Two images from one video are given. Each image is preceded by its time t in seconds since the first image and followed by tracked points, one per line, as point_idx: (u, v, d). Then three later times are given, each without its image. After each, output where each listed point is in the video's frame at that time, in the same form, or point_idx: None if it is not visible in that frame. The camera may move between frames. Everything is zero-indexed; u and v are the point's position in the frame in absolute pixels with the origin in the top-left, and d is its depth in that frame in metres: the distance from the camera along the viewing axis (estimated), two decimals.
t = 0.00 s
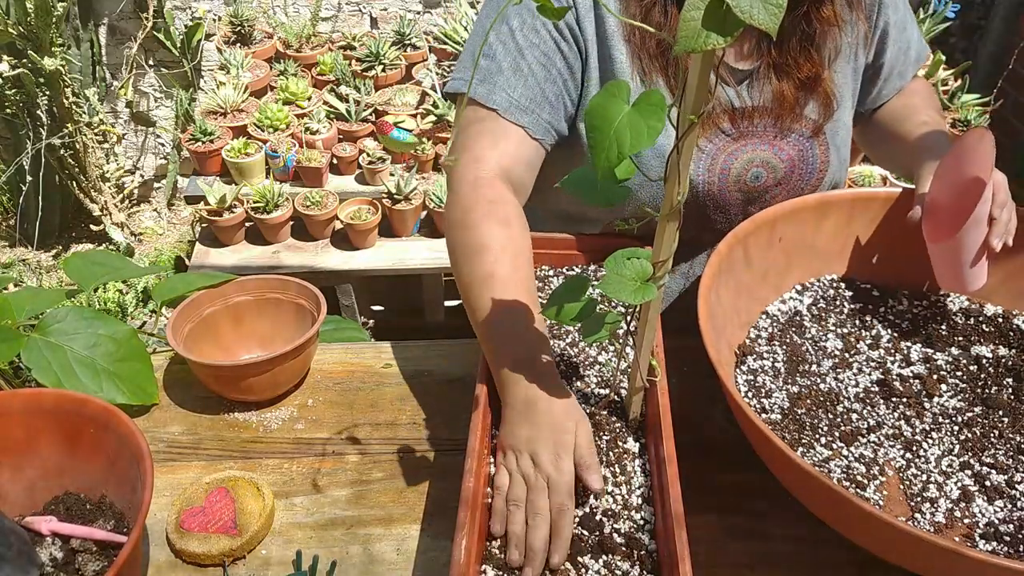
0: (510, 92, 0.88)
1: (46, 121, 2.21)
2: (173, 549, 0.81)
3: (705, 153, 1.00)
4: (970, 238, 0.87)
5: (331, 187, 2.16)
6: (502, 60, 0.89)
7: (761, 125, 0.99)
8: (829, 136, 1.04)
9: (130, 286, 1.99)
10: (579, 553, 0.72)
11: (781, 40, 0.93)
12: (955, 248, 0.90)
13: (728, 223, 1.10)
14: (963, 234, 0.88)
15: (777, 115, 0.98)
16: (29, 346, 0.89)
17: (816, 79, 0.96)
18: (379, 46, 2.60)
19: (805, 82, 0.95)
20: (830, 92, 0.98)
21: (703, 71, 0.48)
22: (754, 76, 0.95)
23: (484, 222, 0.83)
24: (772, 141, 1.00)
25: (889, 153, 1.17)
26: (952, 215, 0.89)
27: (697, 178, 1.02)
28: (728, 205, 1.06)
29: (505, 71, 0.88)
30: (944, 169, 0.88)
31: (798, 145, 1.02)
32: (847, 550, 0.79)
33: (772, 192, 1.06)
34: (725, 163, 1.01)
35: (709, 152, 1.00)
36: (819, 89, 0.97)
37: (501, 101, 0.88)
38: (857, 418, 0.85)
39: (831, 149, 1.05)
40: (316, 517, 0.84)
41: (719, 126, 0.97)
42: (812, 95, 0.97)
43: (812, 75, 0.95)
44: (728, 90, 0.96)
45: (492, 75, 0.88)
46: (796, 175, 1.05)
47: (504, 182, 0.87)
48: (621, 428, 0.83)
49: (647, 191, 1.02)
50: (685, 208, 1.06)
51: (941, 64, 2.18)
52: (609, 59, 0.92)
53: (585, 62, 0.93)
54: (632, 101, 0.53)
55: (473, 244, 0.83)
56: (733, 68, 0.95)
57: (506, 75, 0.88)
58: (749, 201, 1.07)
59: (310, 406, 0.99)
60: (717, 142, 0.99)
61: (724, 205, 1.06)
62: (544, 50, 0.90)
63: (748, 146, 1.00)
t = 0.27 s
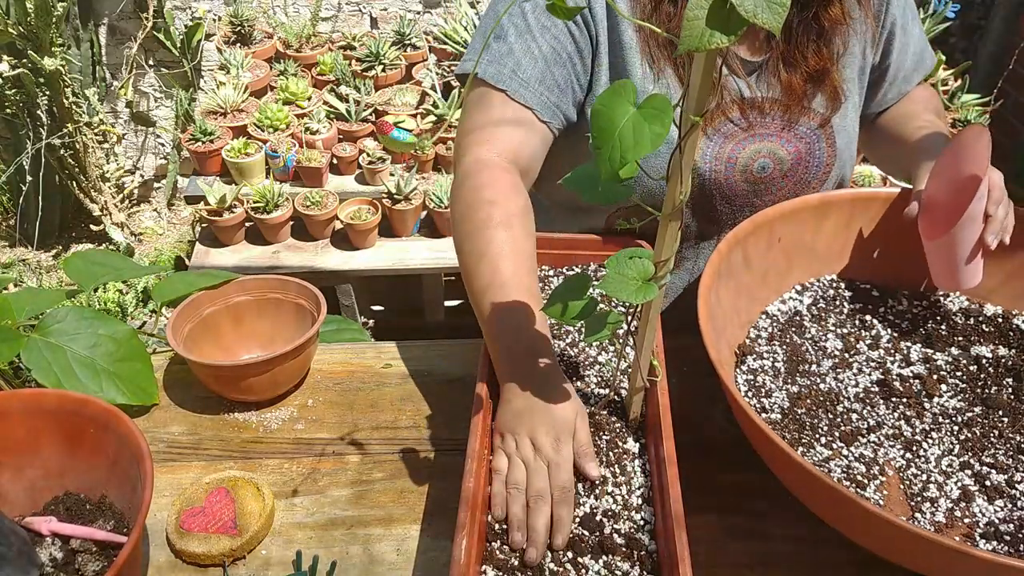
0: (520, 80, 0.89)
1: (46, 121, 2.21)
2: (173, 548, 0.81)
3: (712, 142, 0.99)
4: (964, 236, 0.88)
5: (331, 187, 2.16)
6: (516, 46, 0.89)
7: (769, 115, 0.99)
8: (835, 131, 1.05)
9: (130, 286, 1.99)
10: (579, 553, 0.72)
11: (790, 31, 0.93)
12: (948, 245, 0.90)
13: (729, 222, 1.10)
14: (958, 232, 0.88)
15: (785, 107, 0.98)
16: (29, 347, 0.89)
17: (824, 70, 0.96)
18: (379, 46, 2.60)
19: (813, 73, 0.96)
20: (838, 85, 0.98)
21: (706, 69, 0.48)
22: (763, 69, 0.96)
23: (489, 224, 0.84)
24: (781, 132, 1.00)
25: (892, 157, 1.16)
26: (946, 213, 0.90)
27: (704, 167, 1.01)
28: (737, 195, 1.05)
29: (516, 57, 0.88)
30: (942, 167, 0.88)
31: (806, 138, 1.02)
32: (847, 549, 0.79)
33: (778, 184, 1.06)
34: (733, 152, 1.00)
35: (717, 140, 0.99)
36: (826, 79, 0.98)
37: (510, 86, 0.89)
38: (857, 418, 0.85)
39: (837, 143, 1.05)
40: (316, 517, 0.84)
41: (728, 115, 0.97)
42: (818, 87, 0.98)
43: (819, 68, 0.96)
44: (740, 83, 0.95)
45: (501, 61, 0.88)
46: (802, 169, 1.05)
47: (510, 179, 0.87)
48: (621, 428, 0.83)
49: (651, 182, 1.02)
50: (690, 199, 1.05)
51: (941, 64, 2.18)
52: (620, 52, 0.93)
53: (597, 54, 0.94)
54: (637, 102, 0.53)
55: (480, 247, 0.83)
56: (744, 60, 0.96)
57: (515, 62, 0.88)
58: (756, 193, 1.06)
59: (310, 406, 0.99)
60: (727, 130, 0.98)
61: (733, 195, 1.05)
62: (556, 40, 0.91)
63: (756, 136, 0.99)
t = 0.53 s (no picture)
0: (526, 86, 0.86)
1: (46, 121, 2.20)
2: (173, 548, 0.81)
3: (709, 153, 1.00)
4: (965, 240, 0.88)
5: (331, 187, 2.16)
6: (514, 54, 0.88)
7: (764, 123, 0.99)
8: (832, 135, 1.05)
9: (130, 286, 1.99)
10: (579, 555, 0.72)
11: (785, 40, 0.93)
12: (949, 250, 0.90)
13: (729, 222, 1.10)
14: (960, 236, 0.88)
15: (780, 113, 0.98)
16: (30, 347, 0.89)
17: (820, 76, 0.96)
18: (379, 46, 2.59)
19: (809, 79, 0.96)
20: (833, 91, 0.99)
21: (704, 72, 0.48)
22: (757, 78, 0.96)
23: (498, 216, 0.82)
24: (775, 140, 1.01)
25: (893, 152, 1.16)
26: (947, 217, 0.90)
27: (702, 178, 1.03)
28: (734, 203, 1.07)
29: (517, 67, 0.87)
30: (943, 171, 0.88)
31: (801, 143, 1.03)
32: (847, 549, 0.79)
33: (775, 190, 1.07)
34: (729, 163, 1.02)
35: (714, 151, 1.00)
36: (822, 85, 0.98)
37: (525, 102, 0.86)
38: (858, 418, 0.85)
39: (836, 149, 1.06)
40: (316, 517, 0.84)
41: (723, 126, 0.98)
42: (814, 92, 0.98)
43: (815, 74, 0.96)
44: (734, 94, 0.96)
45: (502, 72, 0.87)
46: (799, 172, 1.06)
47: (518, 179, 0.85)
48: (621, 428, 0.83)
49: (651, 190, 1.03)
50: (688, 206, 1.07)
51: (941, 64, 2.18)
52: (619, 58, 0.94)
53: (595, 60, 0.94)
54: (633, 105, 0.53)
55: (488, 237, 0.82)
56: (739, 71, 0.95)
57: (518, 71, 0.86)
58: (754, 199, 1.08)
59: (310, 406, 0.99)
60: (722, 141, 1.00)
61: (730, 202, 1.07)
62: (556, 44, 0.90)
63: (751, 145, 1.01)
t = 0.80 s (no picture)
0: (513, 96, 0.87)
1: (45, 120, 2.20)
2: (172, 550, 0.81)
3: (707, 153, 1.01)
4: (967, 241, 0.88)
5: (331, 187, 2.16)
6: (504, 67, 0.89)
7: (760, 125, 0.99)
8: (828, 132, 1.05)
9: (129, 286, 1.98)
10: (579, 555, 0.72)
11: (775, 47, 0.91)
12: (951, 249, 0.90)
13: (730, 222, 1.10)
14: (962, 236, 0.88)
15: (776, 117, 0.98)
16: (28, 347, 0.89)
17: (814, 81, 0.94)
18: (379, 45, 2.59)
19: (803, 85, 0.94)
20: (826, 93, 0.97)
21: (705, 71, 0.48)
22: (750, 77, 0.96)
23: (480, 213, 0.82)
24: (772, 141, 1.01)
25: (885, 148, 1.16)
26: (949, 217, 0.90)
27: (702, 180, 1.03)
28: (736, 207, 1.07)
29: (506, 78, 0.88)
30: (946, 170, 0.88)
31: (799, 142, 1.02)
32: (848, 550, 0.79)
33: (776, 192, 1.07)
34: (728, 165, 1.02)
35: (711, 154, 1.01)
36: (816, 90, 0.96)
37: (503, 110, 0.87)
38: (858, 418, 0.85)
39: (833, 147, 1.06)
40: (316, 518, 0.84)
41: (719, 127, 0.98)
42: (808, 96, 0.96)
43: (809, 80, 0.94)
44: (726, 93, 0.97)
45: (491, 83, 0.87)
46: (797, 172, 1.05)
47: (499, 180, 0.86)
48: (622, 429, 0.83)
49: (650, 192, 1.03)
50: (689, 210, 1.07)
51: (942, 63, 2.18)
52: (610, 68, 0.93)
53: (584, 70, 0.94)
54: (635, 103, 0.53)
55: (470, 234, 0.81)
56: (732, 71, 0.95)
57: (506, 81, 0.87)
58: (756, 202, 1.07)
59: (309, 407, 0.99)
60: (718, 144, 1.00)
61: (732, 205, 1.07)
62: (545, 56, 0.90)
63: (748, 146, 1.01)
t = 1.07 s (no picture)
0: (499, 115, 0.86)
1: (47, 121, 2.21)
2: (173, 549, 0.81)
3: (697, 162, 1.01)
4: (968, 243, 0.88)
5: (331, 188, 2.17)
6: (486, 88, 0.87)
7: (743, 132, 0.99)
8: (817, 135, 1.05)
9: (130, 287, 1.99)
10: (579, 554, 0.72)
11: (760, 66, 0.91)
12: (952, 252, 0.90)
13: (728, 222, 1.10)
14: (963, 239, 0.88)
15: (761, 126, 0.97)
16: (30, 347, 0.89)
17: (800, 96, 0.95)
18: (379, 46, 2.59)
19: (790, 99, 0.95)
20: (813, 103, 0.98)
21: (707, 72, 0.49)
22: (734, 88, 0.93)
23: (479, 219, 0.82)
24: (758, 147, 1.01)
25: (875, 144, 1.17)
26: (948, 219, 0.90)
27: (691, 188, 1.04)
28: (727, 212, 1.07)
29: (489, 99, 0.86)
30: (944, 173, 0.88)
31: (785, 147, 1.03)
32: (847, 548, 0.79)
33: (765, 198, 1.07)
34: (716, 171, 1.02)
35: (700, 162, 1.01)
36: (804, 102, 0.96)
37: (496, 130, 0.86)
38: (857, 418, 0.85)
39: (823, 148, 1.07)
40: (317, 517, 0.84)
41: (707, 136, 0.98)
42: (795, 107, 0.97)
43: (795, 93, 0.94)
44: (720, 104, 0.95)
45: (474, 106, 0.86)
46: (786, 178, 1.06)
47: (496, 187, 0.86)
48: (621, 428, 0.83)
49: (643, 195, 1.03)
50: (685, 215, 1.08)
51: (940, 64, 2.18)
52: (595, 75, 0.93)
53: (568, 79, 0.94)
54: (639, 103, 0.53)
55: (470, 238, 0.81)
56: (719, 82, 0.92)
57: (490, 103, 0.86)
58: (747, 209, 1.08)
59: (310, 406, 0.99)
60: (705, 152, 1.00)
61: (722, 211, 1.07)
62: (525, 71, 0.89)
63: (733, 153, 1.01)
